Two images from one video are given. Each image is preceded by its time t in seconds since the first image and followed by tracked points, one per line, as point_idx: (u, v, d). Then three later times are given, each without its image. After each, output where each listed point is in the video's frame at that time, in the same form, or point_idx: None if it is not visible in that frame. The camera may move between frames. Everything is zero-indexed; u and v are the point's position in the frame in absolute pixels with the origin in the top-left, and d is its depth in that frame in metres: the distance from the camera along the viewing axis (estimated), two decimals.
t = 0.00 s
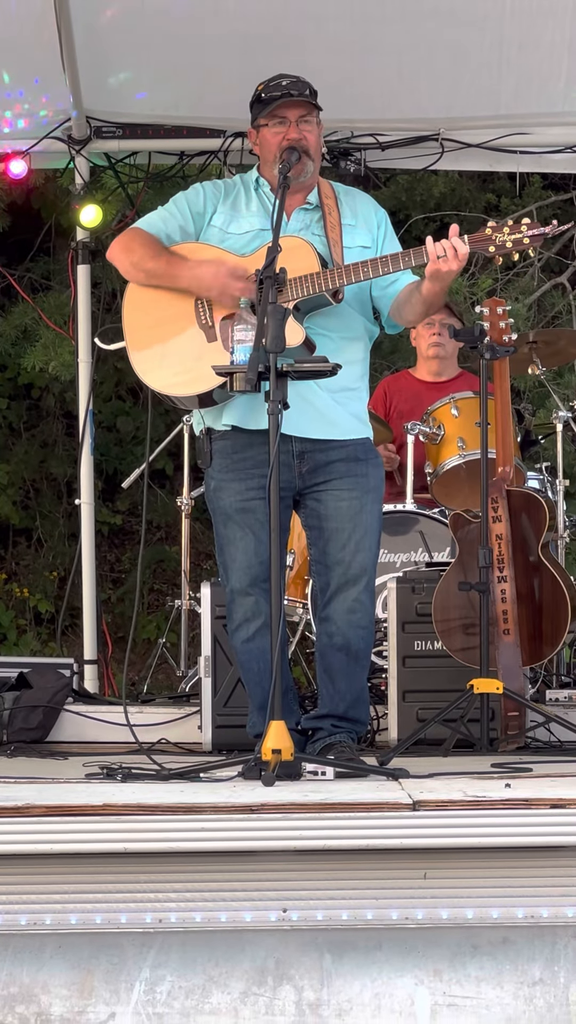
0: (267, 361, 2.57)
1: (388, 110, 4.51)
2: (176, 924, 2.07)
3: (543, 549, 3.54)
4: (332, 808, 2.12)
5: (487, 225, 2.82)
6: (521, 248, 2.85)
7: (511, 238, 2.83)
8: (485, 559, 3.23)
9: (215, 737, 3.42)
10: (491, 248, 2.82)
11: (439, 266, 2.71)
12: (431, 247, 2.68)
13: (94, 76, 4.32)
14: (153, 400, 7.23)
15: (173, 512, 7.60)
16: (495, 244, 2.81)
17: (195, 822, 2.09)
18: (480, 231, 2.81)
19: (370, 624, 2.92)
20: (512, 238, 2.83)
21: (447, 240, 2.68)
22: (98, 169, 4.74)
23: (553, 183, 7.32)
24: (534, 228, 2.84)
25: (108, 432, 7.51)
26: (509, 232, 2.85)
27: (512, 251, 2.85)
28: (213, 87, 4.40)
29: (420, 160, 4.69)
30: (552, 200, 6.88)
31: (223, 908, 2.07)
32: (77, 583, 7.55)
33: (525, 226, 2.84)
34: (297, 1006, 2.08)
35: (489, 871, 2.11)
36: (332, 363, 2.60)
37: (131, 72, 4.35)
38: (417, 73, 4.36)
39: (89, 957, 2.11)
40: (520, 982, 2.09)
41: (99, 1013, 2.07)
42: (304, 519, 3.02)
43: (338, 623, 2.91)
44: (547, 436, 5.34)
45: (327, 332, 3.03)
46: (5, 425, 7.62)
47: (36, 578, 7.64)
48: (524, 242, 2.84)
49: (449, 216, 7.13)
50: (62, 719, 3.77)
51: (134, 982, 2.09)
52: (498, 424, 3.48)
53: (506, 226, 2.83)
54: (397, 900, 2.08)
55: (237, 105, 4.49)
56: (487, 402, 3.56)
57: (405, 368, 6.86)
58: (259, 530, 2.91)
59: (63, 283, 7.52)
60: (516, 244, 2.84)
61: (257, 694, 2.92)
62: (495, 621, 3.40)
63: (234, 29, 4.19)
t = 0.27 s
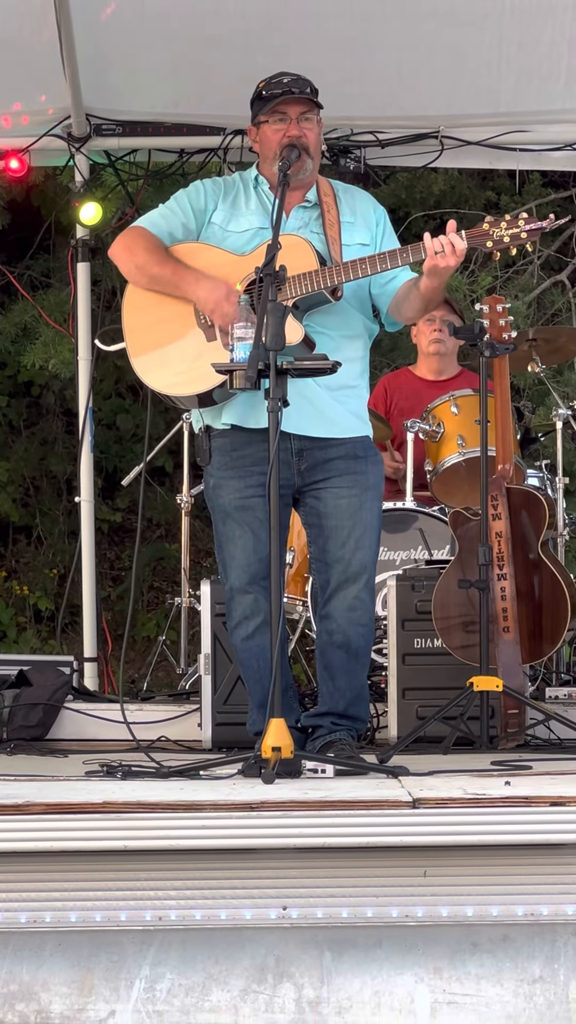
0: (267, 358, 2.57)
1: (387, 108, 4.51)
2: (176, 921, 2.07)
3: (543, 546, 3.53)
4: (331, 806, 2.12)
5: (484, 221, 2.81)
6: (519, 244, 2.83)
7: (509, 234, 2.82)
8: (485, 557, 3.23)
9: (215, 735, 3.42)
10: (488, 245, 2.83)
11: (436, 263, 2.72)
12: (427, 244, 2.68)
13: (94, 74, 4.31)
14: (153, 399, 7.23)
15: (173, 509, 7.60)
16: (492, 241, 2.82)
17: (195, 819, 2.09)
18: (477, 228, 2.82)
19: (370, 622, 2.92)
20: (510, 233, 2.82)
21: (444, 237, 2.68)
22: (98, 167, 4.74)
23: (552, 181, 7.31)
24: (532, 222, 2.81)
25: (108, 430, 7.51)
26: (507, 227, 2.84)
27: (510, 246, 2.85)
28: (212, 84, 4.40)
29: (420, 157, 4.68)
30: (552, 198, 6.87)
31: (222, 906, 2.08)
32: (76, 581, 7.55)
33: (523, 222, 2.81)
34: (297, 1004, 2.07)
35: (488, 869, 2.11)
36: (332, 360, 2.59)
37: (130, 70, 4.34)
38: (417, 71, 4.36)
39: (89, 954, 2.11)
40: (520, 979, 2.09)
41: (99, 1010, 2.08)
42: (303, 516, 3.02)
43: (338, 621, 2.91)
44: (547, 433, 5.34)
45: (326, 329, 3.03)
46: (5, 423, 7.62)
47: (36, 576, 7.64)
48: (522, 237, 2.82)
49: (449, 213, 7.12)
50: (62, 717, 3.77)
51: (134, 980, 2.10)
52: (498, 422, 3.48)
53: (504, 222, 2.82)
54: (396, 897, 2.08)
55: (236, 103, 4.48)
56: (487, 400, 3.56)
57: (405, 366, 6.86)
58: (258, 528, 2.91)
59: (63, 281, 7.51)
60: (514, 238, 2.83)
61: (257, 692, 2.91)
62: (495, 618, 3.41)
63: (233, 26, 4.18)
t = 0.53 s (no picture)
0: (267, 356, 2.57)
1: (387, 105, 4.50)
2: (176, 919, 2.08)
3: (543, 543, 3.53)
4: (331, 803, 2.12)
5: (483, 220, 2.81)
6: (518, 244, 2.83)
7: (508, 234, 2.82)
8: (485, 554, 3.22)
9: (215, 732, 3.42)
10: (486, 244, 2.83)
11: (434, 262, 2.71)
12: (426, 243, 2.67)
13: (93, 71, 4.31)
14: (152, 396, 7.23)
15: (172, 506, 7.60)
16: (490, 240, 2.81)
17: (194, 817, 2.09)
18: (476, 227, 2.81)
19: (370, 619, 2.92)
20: (508, 233, 2.82)
21: (442, 236, 2.68)
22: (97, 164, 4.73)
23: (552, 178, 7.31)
24: (531, 224, 2.81)
25: (107, 427, 7.51)
26: (505, 227, 2.84)
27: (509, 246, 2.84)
28: (211, 82, 4.39)
29: (419, 155, 4.67)
30: (551, 195, 6.87)
31: (223, 903, 2.08)
32: (76, 578, 7.55)
33: (522, 223, 2.81)
34: (297, 1001, 2.08)
35: (488, 866, 2.11)
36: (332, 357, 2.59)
37: (130, 67, 4.34)
38: (417, 69, 4.36)
39: (89, 952, 2.11)
40: (520, 976, 2.09)
41: (99, 1008, 2.07)
42: (303, 514, 3.02)
43: (337, 618, 2.91)
44: (547, 430, 5.34)
45: (325, 326, 3.03)
46: (4, 421, 7.62)
47: (35, 573, 7.64)
48: (520, 238, 2.82)
49: (449, 210, 7.12)
50: (62, 715, 3.77)
51: (134, 977, 2.09)
52: (498, 420, 3.49)
53: (503, 222, 2.82)
54: (396, 895, 2.08)
55: (236, 100, 4.48)
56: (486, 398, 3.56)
57: (404, 363, 6.86)
58: (257, 525, 2.91)
59: (62, 278, 7.50)
60: (513, 238, 2.82)
61: (257, 690, 2.91)
62: (495, 616, 3.41)
63: (233, 24, 4.18)
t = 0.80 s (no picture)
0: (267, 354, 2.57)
1: (387, 102, 4.50)
2: (176, 916, 2.08)
3: (543, 541, 3.53)
4: (331, 800, 2.12)
5: (483, 217, 2.81)
6: (518, 240, 2.83)
7: (509, 230, 2.81)
8: (485, 551, 3.23)
9: (215, 729, 3.42)
10: (487, 239, 2.82)
11: (435, 258, 2.71)
12: (426, 238, 2.67)
13: (93, 69, 4.30)
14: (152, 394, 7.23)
15: (173, 504, 7.60)
16: (491, 236, 2.81)
17: (195, 815, 2.09)
18: (477, 223, 2.81)
19: (370, 617, 2.92)
20: (509, 229, 2.81)
21: (443, 231, 2.67)
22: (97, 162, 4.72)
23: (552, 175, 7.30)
24: (531, 221, 2.82)
25: (108, 424, 7.51)
26: (506, 223, 2.84)
27: (510, 243, 2.84)
28: (212, 79, 4.39)
29: (419, 152, 4.67)
30: (551, 192, 6.87)
31: (223, 901, 2.08)
32: (76, 576, 7.54)
33: (522, 219, 2.82)
34: (297, 998, 2.08)
35: (488, 863, 2.11)
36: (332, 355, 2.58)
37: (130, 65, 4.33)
38: (417, 66, 4.35)
39: (89, 949, 2.11)
40: (520, 973, 2.09)
41: (99, 1006, 2.07)
42: (303, 511, 3.02)
43: (337, 616, 2.90)
44: (547, 427, 5.34)
45: (325, 324, 3.03)
46: (4, 418, 7.62)
47: (35, 570, 7.63)
48: (521, 234, 2.82)
49: (449, 207, 7.11)
50: (62, 712, 3.77)
51: (134, 975, 2.10)
52: (497, 417, 3.48)
53: (504, 218, 2.82)
54: (397, 892, 2.08)
55: (236, 97, 4.47)
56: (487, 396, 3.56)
57: (404, 360, 6.85)
58: (257, 523, 2.91)
59: (62, 275, 7.49)
60: (514, 235, 2.82)
61: (257, 687, 2.91)
62: (495, 613, 3.41)
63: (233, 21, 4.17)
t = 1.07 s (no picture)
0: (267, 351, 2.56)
1: (387, 100, 4.50)
2: (177, 913, 2.08)
3: (543, 539, 3.54)
4: (332, 797, 2.12)
5: (484, 215, 2.80)
6: (519, 239, 2.83)
7: (509, 229, 2.81)
8: (486, 549, 3.23)
9: (216, 726, 3.43)
10: (488, 238, 2.81)
11: (435, 256, 2.71)
12: (427, 236, 2.67)
13: (94, 66, 4.29)
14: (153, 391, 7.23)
15: (173, 501, 7.60)
16: (492, 234, 2.80)
17: (195, 811, 2.09)
18: (478, 221, 2.81)
19: (371, 614, 2.92)
20: (510, 228, 2.81)
21: (444, 230, 2.67)
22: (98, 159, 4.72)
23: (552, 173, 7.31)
24: (533, 220, 2.81)
25: (108, 422, 7.51)
26: (507, 221, 2.83)
27: (511, 241, 2.84)
28: (212, 76, 4.38)
29: (420, 149, 4.67)
30: (552, 190, 6.86)
31: (223, 898, 2.08)
32: (77, 573, 7.54)
33: (523, 216, 2.81)
34: (298, 995, 2.08)
35: (489, 859, 2.11)
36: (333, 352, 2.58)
37: (131, 62, 4.33)
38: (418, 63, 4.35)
39: (90, 946, 2.11)
40: (521, 970, 2.10)
41: (100, 1003, 2.07)
42: (303, 508, 3.02)
43: (338, 613, 2.90)
44: (547, 425, 5.33)
45: (325, 321, 3.02)
46: (5, 416, 7.62)
47: (36, 568, 7.64)
48: (522, 232, 2.81)
49: (449, 205, 7.10)
50: (63, 710, 3.77)
51: (135, 972, 2.10)
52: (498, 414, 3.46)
53: (505, 216, 2.81)
54: (397, 889, 2.08)
55: (236, 95, 4.47)
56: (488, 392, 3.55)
57: (405, 358, 6.85)
58: (258, 520, 2.91)
59: (63, 273, 7.49)
60: (515, 234, 2.82)
61: (258, 684, 2.92)
62: (496, 610, 3.40)
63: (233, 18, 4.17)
